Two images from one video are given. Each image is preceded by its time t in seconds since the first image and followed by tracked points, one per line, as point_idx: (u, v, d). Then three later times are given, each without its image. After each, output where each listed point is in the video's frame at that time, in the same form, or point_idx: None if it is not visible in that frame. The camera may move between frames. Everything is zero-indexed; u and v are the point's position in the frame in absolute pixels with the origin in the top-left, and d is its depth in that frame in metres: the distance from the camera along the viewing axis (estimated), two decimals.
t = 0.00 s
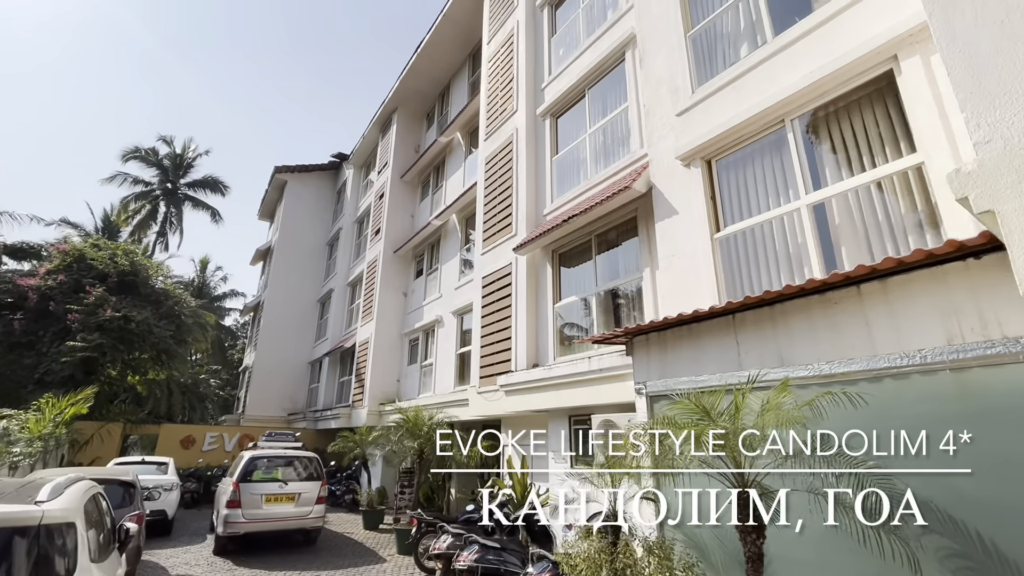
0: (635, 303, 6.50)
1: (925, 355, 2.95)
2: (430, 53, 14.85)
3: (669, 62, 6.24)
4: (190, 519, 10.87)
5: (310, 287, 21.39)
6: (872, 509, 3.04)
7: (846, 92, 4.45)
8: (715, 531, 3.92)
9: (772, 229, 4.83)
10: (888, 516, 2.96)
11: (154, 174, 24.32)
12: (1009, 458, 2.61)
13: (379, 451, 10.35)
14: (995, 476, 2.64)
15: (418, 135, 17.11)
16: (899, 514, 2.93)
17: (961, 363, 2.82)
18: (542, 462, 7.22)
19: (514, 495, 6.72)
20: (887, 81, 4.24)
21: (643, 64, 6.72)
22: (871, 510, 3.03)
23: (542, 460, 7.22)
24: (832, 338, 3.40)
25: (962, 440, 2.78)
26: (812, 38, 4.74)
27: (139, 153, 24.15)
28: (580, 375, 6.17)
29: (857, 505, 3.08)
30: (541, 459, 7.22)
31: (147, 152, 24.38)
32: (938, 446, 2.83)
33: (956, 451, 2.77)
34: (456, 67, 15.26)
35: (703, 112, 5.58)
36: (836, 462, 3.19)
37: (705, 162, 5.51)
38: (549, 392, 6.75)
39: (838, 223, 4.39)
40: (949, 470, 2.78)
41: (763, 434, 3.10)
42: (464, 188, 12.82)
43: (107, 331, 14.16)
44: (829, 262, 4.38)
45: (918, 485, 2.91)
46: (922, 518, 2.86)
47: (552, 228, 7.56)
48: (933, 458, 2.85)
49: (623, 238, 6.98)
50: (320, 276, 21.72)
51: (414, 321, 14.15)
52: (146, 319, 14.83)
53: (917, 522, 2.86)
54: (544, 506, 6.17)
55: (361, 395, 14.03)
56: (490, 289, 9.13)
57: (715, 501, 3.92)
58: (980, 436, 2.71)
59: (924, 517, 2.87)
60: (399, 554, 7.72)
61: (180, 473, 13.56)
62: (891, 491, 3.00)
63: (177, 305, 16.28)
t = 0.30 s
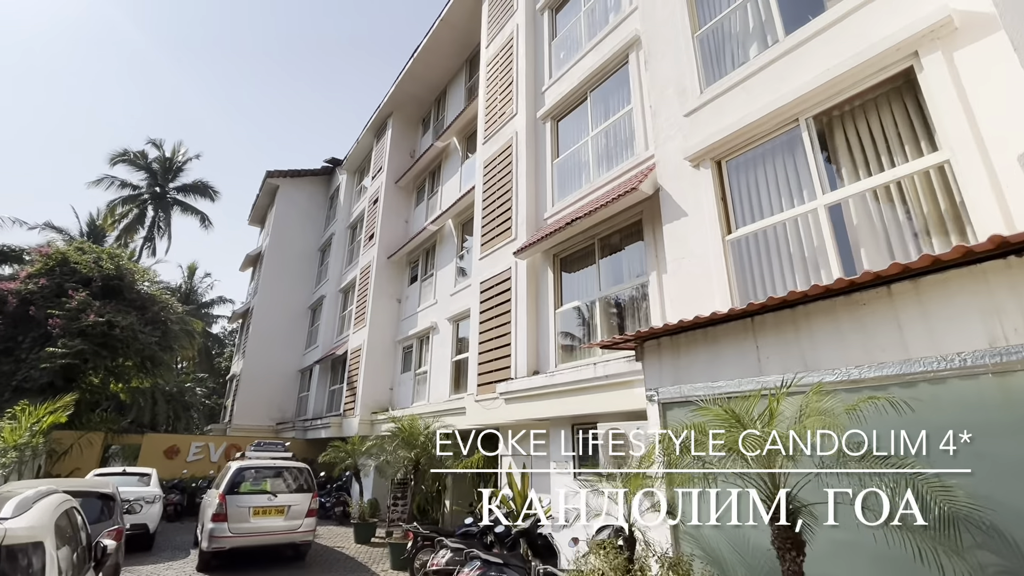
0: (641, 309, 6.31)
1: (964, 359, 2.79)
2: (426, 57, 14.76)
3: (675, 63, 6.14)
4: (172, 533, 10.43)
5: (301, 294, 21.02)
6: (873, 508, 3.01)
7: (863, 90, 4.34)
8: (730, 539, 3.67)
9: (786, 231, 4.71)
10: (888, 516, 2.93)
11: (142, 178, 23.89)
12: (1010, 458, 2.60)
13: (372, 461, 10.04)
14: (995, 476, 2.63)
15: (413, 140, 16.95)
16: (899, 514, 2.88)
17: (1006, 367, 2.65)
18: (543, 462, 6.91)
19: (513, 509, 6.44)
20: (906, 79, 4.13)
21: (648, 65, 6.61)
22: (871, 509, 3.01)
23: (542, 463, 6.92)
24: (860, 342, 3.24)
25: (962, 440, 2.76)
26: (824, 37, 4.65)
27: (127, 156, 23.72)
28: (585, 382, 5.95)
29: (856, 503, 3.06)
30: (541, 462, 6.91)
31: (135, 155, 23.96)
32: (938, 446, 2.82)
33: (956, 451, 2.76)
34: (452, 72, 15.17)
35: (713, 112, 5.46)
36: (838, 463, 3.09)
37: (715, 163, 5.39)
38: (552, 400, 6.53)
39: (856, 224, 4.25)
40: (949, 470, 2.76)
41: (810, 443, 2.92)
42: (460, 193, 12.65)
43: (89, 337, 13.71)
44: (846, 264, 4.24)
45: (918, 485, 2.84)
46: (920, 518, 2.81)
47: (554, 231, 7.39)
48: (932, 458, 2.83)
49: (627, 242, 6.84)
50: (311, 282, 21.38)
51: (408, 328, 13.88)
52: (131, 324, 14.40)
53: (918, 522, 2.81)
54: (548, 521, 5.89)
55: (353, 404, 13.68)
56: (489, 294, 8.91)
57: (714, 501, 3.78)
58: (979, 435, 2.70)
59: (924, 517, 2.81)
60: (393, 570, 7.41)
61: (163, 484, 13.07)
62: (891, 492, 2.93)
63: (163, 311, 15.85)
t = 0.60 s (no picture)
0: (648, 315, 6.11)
1: (1014, 364, 2.59)
2: (423, 61, 14.61)
3: (683, 63, 6.01)
4: (153, 548, 9.96)
5: (291, 300, 20.62)
6: (871, 507, 2.93)
7: (884, 87, 4.19)
8: (755, 558, 3.41)
9: (803, 234, 4.53)
10: (888, 516, 2.86)
11: (130, 181, 23.41)
12: (1010, 460, 2.54)
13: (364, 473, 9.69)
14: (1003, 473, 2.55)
15: (409, 145, 16.75)
16: (899, 514, 2.82)
17: None
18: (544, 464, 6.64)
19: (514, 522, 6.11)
20: (929, 76, 4.00)
21: (654, 65, 6.48)
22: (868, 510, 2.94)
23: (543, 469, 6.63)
24: (895, 347, 3.04)
25: (962, 441, 2.70)
26: (841, 35, 4.53)
27: (114, 159, 23.23)
28: (591, 391, 5.71)
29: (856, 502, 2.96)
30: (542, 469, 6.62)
31: (123, 158, 23.49)
32: (938, 446, 2.76)
33: (956, 451, 2.70)
34: (449, 77, 15.05)
35: (724, 111, 5.31)
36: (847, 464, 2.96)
37: (727, 163, 5.23)
38: (555, 409, 6.29)
39: (878, 226, 4.09)
40: (948, 469, 2.70)
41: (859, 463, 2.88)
42: (457, 198, 12.44)
43: (71, 343, 13.21)
44: (869, 267, 4.07)
45: (919, 486, 2.76)
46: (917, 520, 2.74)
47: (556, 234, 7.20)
48: (933, 458, 2.76)
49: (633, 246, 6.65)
50: (302, 288, 21.01)
51: (402, 335, 13.58)
52: (114, 330, 13.92)
53: (917, 522, 2.75)
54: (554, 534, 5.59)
55: (344, 413, 13.31)
56: (487, 300, 8.66)
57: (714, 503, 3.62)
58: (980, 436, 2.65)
59: (923, 517, 2.75)
60: None
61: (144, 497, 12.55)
62: (889, 492, 2.86)
63: (149, 316, 15.37)
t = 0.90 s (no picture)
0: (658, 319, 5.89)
1: None
2: (420, 63, 14.46)
3: (693, 59, 5.86)
4: (133, 563, 9.48)
5: (281, 305, 20.19)
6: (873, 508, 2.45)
7: (908, 82, 4.07)
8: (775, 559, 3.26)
9: (824, 233, 4.36)
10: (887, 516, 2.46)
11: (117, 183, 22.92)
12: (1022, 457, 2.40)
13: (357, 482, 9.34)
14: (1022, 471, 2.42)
15: (404, 148, 16.54)
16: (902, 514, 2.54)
17: None
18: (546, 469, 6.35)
19: (516, 535, 5.77)
20: (958, 68, 3.88)
21: (662, 62, 6.32)
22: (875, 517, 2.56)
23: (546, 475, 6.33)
24: (942, 348, 2.84)
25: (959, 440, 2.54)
26: (862, 28, 4.40)
27: (101, 160, 22.72)
28: (599, 397, 5.46)
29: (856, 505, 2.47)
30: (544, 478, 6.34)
31: (111, 159, 23.02)
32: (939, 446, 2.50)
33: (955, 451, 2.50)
34: (447, 79, 14.89)
35: (738, 107, 5.16)
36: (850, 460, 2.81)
37: (742, 161, 5.05)
38: (560, 416, 6.02)
39: (906, 223, 3.91)
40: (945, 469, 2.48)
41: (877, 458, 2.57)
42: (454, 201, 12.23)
43: (52, 347, 12.71)
44: (896, 266, 3.88)
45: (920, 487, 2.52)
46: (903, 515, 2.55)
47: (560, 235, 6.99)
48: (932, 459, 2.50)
49: (640, 248, 6.47)
50: (292, 293, 20.59)
51: (396, 341, 13.26)
52: (98, 334, 13.46)
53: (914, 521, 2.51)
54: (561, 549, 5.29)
55: (336, 420, 12.92)
56: (487, 304, 8.41)
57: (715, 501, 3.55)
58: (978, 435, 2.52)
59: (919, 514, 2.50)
60: None
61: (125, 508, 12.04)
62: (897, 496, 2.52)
63: (134, 321, 14.89)
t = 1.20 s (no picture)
0: (667, 322, 5.69)
1: None
2: (417, 64, 14.29)
3: (703, 56, 5.71)
4: None
5: (271, 309, 19.77)
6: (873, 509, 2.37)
7: (933, 76, 3.94)
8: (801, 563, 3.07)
9: (844, 232, 4.18)
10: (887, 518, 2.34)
11: (105, 184, 22.47)
12: None
13: (350, 492, 9.02)
14: None
15: (400, 150, 16.32)
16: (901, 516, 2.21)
17: None
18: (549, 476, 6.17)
19: (518, 549, 5.61)
20: (986, 62, 3.76)
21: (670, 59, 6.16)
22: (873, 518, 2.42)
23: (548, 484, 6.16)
24: (992, 350, 2.64)
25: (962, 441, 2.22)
26: (884, 21, 4.26)
27: (89, 160, 22.26)
28: (606, 403, 5.24)
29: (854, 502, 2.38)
30: (546, 487, 6.15)
31: (99, 159, 22.56)
32: (937, 444, 2.19)
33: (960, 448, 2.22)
34: (444, 81, 14.73)
35: (751, 104, 5.01)
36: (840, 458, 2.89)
37: (757, 158, 4.87)
38: (564, 424, 5.78)
39: (935, 221, 3.73)
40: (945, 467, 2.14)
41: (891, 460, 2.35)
42: (451, 204, 12.01)
43: (32, 351, 12.22)
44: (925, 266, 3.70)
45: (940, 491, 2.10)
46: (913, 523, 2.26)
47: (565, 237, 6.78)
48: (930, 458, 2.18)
49: (646, 249, 6.28)
50: (283, 297, 20.21)
51: (390, 346, 12.98)
52: (80, 338, 12.98)
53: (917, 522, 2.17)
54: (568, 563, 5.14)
55: (327, 428, 12.57)
56: (486, 308, 8.17)
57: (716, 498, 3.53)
58: (984, 440, 2.21)
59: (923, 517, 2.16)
60: None
61: (106, 519, 11.58)
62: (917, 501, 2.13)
63: (119, 325, 14.44)
